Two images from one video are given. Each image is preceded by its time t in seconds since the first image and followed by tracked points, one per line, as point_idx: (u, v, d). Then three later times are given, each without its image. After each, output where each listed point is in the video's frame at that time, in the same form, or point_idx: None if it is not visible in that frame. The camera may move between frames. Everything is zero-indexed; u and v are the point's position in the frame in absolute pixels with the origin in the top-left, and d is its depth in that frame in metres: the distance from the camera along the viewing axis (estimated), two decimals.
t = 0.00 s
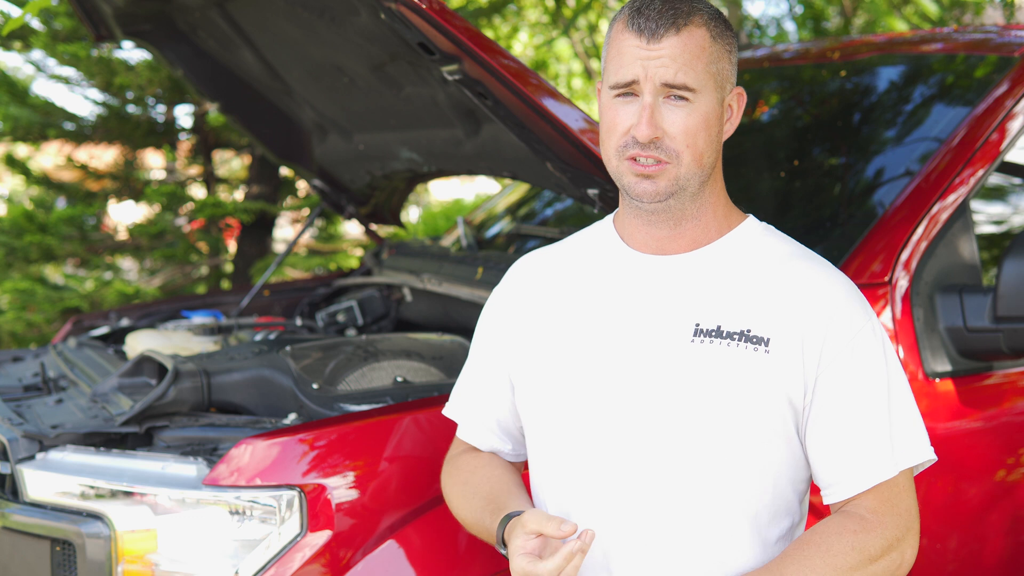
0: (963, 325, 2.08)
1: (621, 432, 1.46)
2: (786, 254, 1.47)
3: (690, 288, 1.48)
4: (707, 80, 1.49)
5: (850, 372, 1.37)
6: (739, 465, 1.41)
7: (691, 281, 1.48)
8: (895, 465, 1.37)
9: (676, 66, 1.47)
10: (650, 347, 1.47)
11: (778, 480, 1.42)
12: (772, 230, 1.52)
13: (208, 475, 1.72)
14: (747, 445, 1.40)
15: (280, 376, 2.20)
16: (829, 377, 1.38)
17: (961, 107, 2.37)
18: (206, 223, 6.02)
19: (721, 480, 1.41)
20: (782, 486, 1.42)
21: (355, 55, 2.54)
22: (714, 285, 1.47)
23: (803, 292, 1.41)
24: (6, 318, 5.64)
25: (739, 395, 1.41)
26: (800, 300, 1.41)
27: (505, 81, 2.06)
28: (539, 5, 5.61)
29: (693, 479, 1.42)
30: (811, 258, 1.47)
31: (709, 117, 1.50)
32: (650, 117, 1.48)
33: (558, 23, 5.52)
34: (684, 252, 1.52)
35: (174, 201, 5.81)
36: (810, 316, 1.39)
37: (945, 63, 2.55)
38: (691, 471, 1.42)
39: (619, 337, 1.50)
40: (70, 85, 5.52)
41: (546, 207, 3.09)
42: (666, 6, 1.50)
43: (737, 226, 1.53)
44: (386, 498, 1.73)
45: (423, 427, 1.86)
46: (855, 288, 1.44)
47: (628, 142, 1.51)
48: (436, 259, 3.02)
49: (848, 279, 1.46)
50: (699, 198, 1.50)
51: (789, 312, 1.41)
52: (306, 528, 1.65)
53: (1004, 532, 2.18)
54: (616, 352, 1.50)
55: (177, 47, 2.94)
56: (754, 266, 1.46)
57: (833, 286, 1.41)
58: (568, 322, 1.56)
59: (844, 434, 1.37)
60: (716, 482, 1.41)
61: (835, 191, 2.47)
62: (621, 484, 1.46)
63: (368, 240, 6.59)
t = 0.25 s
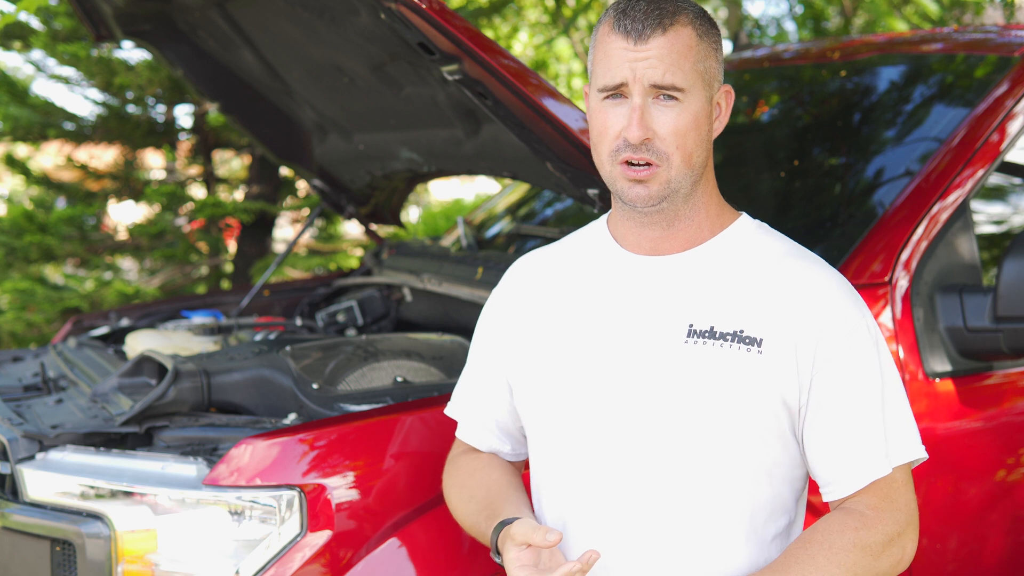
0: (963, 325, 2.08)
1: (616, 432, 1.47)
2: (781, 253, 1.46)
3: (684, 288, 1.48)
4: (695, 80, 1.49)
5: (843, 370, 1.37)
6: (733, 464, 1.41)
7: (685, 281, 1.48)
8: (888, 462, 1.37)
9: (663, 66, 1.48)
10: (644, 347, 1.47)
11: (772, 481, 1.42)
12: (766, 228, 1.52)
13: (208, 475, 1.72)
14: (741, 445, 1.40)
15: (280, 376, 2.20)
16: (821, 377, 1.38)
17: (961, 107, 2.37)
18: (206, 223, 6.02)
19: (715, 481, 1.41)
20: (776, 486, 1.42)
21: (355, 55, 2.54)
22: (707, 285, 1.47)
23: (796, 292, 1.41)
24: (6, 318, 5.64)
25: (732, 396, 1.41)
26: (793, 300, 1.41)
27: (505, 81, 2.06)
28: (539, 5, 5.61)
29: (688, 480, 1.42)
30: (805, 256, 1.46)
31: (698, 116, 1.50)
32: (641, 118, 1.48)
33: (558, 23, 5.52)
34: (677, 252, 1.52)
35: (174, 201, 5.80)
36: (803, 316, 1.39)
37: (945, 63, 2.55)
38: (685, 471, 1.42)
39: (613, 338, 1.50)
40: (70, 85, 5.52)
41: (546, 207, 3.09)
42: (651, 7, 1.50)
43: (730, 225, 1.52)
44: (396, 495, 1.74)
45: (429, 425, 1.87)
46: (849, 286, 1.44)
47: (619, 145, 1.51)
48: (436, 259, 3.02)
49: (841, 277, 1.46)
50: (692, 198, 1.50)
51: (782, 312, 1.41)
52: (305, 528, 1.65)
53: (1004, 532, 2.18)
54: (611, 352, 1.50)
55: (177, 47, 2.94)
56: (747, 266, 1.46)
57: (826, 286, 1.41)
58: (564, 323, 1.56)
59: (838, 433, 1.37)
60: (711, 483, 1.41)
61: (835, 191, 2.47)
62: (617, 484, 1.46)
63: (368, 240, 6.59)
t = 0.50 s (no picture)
0: (963, 325, 2.08)
1: (614, 433, 1.47)
2: (779, 252, 1.46)
3: (682, 289, 1.48)
4: (691, 79, 1.49)
5: (842, 370, 1.37)
6: (732, 465, 1.41)
7: (683, 281, 1.48)
8: (887, 461, 1.37)
9: (660, 66, 1.48)
10: (642, 347, 1.47)
11: (770, 481, 1.42)
12: (764, 227, 1.52)
13: (208, 475, 1.72)
14: (739, 446, 1.40)
15: (280, 376, 2.20)
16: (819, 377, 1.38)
17: (961, 107, 2.37)
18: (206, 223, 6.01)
19: (713, 481, 1.41)
20: (775, 486, 1.42)
21: (355, 55, 2.54)
22: (705, 286, 1.47)
23: (794, 292, 1.41)
24: (6, 318, 5.64)
25: (730, 396, 1.41)
26: (791, 301, 1.41)
27: (505, 81, 2.06)
28: (539, 5, 5.61)
29: (686, 480, 1.42)
30: (803, 255, 1.46)
31: (695, 116, 1.50)
32: (638, 119, 1.48)
33: (557, 23, 5.52)
34: (675, 252, 1.52)
35: (174, 201, 5.80)
36: (801, 316, 1.39)
37: (945, 63, 2.55)
38: (684, 472, 1.42)
39: (613, 338, 1.50)
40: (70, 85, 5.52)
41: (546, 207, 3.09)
42: (646, 8, 1.50)
43: (728, 224, 1.52)
44: (398, 495, 1.75)
45: (431, 424, 1.88)
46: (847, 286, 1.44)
47: (617, 147, 1.51)
48: (436, 259, 3.02)
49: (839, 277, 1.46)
50: (690, 198, 1.50)
51: (780, 313, 1.41)
52: (306, 528, 1.65)
53: (1004, 532, 2.18)
54: (609, 353, 1.50)
55: (177, 47, 2.94)
56: (745, 266, 1.46)
57: (824, 286, 1.41)
58: (562, 323, 1.56)
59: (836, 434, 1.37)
60: (709, 483, 1.41)
61: (835, 191, 2.47)
62: (615, 485, 1.46)
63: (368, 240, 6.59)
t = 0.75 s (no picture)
0: (963, 325, 2.08)
1: (616, 433, 1.46)
2: (779, 252, 1.46)
3: (683, 288, 1.48)
4: (690, 79, 1.49)
5: (843, 370, 1.37)
6: (735, 466, 1.41)
7: (684, 281, 1.48)
8: (888, 461, 1.37)
9: (658, 66, 1.47)
10: (643, 347, 1.47)
11: (772, 480, 1.42)
12: (764, 226, 1.52)
13: (208, 475, 1.72)
14: (741, 446, 1.40)
15: (280, 376, 2.20)
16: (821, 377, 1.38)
17: (961, 107, 2.37)
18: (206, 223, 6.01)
19: (715, 482, 1.41)
20: (776, 486, 1.42)
21: (355, 55, 2.54)
22: (706, 286, 1.47)
23: (795, 292, 1.41)
24: (6, 318, 5.64)
25: (732, 396, 1.41)
26: (793, 301, 1.41)
27: (505, 81, 2.06)
28: (539, 5, 5.61)
29: (688, 481, 1.42)
30: (803, 255, 1.46)
31: (694, 116, 1.50)
32: (635, 119, 1.48)
33: (557, 23, 5.52)
34: (675, 252, 1.51)
35: (174, 201, 5.80)
36: (803, 316, 1.39)
37: (944, 63, 2.55)
38: (685, 472, 1.42)
39: (614, 336, 1.50)
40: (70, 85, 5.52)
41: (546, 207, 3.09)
42: (644, 8, 1.50)
43: (729, 224, 1.52)
44: (394, 497, 1.74)
45: (426, 427, 1.86)
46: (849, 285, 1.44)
47: (615, 147, 1.51)
48: (436, 259, 3.02)
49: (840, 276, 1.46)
50: (688, 198, 1.50)
51: (782, 312, 1.40)
52: (306, 528, 1.65)
53: (1004, 532, 2.17)
54: (610, 352, 1.50)
55: (177, 47, 2.94)
56: (746, 265, 1.46)
57: (826, 286, 1.40)
58: (562, 323, 1.56)
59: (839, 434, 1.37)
60: (710, 484, 1.41)
61: (835, 191, 2.47)
62: (616, 486, 1.46)
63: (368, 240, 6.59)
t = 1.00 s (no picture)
0: (963, 325, 2.08)
1: (618, 433, 1.46)
2: (780, 251, 1.46)
3: (684, 288, 1.48)
4: (687, 77, 1.49)
5: (845, 369, 1.37)
6: (736, 466, 1.41)
7: (685, 281, 1.48)
8: (889, 460, 1.38)
9: (654, 63, 1.47)
10: (645, 347, 1.47)
11: (774, 479, 1.42)
12: (764, 226, 1.52)
13: (208, 475, 1.72)
14: (743, 446, 1.40)
15: (280, 376, 2.20)
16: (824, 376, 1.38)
17: (961, 107, 2.37)
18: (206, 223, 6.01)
19: (718, 482, 1.41)
20: (778, 486, 1.42)
21: (355, 54, 2.54)
22: (707, 285, 1.47)
23: (796, 292, 1.41)
24: (6, 318, 5.65)
25: (734, 395, 1.41)
26: (795, 300, 1.41)
27: (505, 81, 2.06)
28: (539, 5, 5.61)
29: (690, 480, 1.42)
30: (804, 254, 1.46)
31: (691, 114, 1.49)
32: (631, 116, 1.48)
33: (557, 23, 5.52)
34: (675, 251, 1.51)
35: (174, 201, 5.80)
36: (804, 316, 1.39)
37: (945, 63, 2.55)
38: (687, 472, 1.42)
39: (615, 335, 1.50)
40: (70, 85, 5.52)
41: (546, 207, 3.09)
42: (642, 6, 1.50)
43: (728, 223, 1.52)
44: (390, 498, 1.74)
45: (422, 429, 1.85)
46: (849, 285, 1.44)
47: (611, 143, 1.50)
48: (436, 259, 3.02)
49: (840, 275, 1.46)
50: (686, 196, 1.50)
51: (784, 312, 1.41)
52: (306, 528, 1.65)
53: (1004, 532, 2.17)
54: (611, 352, 1.49)
55: (177, 47, 2.94)
56: (747, 265, 1.46)
57: (827, 286, 1.41)
58: (563, 323, 1.55)
59: (841, 433, 1.37)
60: (713, 484, 1.41)
61: (835, 191, 2.47)
62: (618, 486, 1.46)
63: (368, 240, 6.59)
